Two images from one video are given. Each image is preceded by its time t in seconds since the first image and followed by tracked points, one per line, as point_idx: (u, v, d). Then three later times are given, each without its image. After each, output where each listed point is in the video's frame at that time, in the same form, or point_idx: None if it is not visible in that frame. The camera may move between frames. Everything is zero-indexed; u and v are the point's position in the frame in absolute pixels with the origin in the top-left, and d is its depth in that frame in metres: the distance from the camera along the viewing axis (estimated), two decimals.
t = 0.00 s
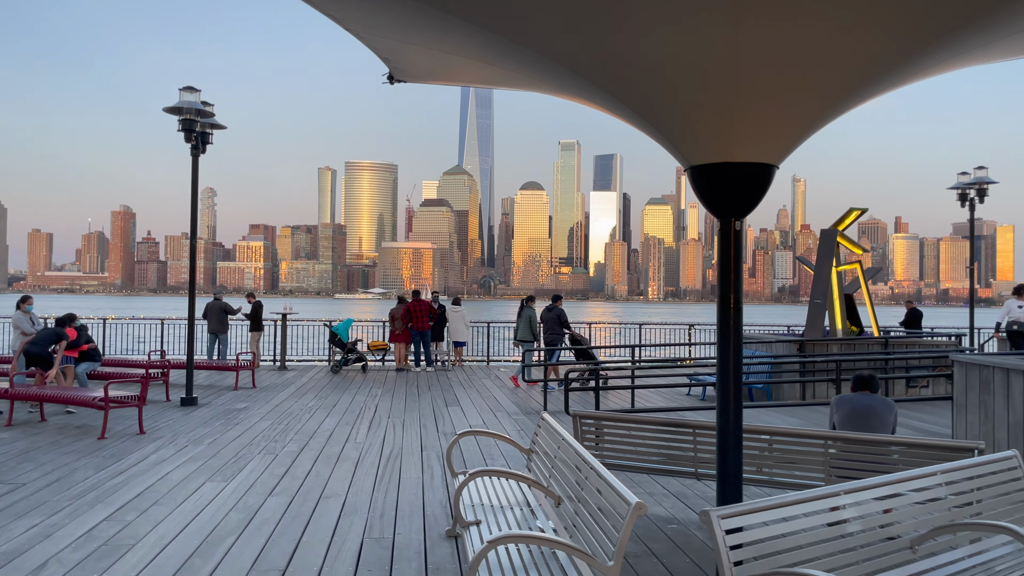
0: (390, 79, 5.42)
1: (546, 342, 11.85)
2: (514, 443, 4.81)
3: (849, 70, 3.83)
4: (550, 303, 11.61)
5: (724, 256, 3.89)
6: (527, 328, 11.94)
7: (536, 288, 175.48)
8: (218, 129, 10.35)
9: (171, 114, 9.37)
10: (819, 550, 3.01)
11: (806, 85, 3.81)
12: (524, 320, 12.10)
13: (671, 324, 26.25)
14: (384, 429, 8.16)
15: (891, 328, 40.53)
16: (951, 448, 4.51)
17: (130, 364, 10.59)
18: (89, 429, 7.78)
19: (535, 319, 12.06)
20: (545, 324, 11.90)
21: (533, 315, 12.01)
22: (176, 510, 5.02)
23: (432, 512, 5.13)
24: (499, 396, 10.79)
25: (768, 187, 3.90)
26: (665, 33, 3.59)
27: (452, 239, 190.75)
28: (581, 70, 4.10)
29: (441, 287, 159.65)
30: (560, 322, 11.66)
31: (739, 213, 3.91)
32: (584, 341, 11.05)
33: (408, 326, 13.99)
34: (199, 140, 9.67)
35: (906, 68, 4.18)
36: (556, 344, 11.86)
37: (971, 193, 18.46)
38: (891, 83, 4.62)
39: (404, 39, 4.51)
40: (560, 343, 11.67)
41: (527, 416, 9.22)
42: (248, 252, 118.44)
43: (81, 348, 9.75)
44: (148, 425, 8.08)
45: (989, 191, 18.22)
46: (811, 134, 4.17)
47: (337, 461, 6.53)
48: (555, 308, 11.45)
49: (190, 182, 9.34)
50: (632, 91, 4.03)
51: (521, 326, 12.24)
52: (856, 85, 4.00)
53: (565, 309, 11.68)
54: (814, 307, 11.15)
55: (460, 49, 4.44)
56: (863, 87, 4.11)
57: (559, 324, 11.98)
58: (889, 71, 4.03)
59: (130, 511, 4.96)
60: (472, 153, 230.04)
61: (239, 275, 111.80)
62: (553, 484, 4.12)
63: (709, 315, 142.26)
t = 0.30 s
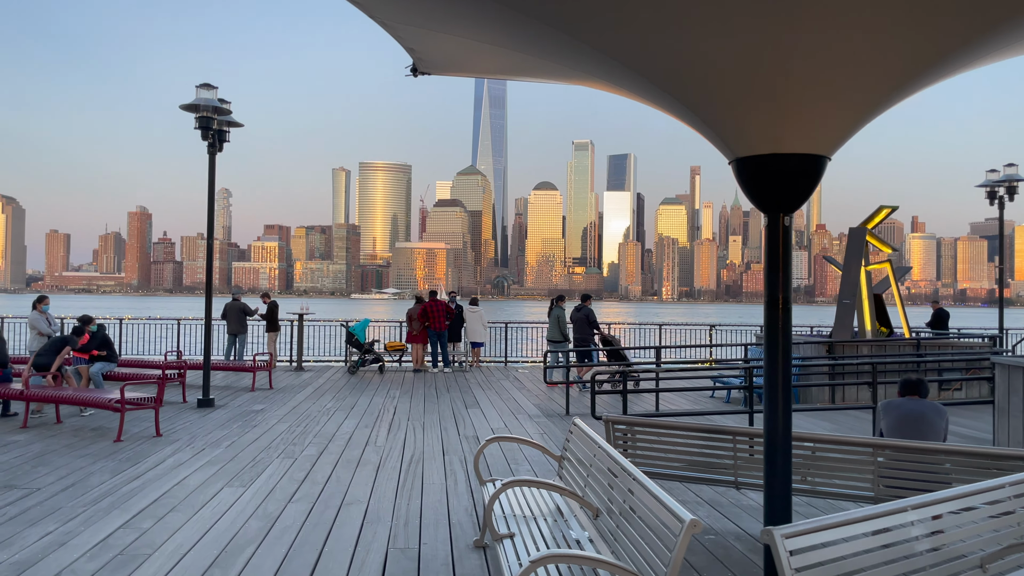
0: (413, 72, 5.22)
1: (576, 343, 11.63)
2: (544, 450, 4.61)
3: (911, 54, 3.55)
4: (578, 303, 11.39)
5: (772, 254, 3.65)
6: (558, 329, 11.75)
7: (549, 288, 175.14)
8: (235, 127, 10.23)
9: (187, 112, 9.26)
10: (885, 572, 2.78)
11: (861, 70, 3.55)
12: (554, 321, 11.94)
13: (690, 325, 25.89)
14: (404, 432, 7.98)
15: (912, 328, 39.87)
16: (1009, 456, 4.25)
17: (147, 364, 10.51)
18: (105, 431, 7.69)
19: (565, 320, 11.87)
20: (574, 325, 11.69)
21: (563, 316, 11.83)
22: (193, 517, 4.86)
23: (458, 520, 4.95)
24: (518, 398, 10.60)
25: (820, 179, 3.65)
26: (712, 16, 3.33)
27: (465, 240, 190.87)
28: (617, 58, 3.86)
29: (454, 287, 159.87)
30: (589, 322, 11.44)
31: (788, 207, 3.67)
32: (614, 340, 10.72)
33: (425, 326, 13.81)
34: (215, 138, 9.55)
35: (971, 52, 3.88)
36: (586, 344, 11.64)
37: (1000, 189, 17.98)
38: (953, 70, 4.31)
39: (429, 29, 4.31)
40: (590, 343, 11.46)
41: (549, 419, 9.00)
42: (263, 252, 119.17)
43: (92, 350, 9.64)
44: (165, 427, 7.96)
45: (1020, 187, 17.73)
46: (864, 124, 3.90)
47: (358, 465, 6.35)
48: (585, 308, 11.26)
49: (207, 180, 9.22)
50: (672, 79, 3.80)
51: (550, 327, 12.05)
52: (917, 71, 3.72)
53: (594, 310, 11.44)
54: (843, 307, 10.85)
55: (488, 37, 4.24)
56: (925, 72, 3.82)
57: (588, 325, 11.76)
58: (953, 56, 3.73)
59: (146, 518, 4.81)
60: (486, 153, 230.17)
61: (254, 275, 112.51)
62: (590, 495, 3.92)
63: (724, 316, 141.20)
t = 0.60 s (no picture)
0: (434, 65, 5.01)
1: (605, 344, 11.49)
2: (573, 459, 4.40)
3: (981, 41, 3.26)
4: (606, 305, 11.23)
5: (821, 255, 3.41)
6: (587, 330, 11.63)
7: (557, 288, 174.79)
8: (248, 125, 10.09)
9: (200, 110, 9.13)
10: None
11: (922, 60, 3.28)
12: (585, 322, 11.80)
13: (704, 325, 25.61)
14: (420, 437, 7.77)
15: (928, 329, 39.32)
16: None
17: (159, 366, 10.38)
18: (117, 435, 7.55)
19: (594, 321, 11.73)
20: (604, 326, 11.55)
21: (594, 317, 11.72)
22: (208, 527, 4.68)
23: (483, 532, 4.75)
24: (535, 402, 10.40)
25: (875, 175, 3.40)
26: None
27: (474, 240, 190.82)
28: (656, 46, 3.62)
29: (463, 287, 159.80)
30: (617, 324, 11.29)
31: (839, 205, 3.42)
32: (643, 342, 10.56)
33: (439, 328, 13.64)
34: (229, 137, 9.42)
35: None
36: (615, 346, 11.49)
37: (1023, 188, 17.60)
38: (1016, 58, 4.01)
39: (454, 19, 4.10)
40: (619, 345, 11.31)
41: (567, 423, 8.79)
42: (273, 252, 119.51)
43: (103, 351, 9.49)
44: (178, 431, 7.82)
45: None
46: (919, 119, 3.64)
47: (375, 472, 6.16)
48: (613, 310, 11.10)
49: (219, 179, 9.08)
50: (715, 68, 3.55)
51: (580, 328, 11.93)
52: (984, 59, 3.43)
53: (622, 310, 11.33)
54: (868, 308, 10.57)
55: (517, 26, 4.02)
56: (991, 60, 3.53)
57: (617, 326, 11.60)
58: None
59: (159, 528, 4.63)
60: (495, 153, 230.06)
61: (264, 275, 112.91)
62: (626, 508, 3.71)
63: (734, 316, 140.33)
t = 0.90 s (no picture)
0: (457, 54, 4.80)
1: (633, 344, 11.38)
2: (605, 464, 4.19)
3: None
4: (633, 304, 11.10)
5: (879, 253, 3.17)
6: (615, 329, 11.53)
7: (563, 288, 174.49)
8: (259, 122, 9.93)
9: (210, 106, 8.96)
10: None
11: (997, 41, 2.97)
12: (614, 322, 11.59)
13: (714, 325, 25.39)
14: (437, 439, 7.56)
15: (941, 329, 38.95)
16: None
17: (168, 367, 10.22)
18: (127, 437, 7.37)
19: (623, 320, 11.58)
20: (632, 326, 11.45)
21: (622, 316, 11.52)
22: (222, 535, 4.48)
23: (509, 540, 4.54)
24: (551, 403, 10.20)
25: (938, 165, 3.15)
26: None
27: (479, 240, 190.71)
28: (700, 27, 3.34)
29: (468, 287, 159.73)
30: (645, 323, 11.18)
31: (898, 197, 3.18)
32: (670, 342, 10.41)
33: (450, 328, 13.46)
34: (239, 133, 9.26)
35: None
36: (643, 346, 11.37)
37: None
38: None
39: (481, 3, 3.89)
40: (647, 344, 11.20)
41: (586, 425, 8.57)
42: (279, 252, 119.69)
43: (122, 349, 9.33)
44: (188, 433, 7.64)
45: None
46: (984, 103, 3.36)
47: (392, 477, 5.95)
48: (641, 309, 10.98)
49: (230, 175, 8.90)
50: (765, 53, 3.27)
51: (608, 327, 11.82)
52: None
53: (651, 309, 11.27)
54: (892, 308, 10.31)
55: (548, 10, 3.81)
56: None
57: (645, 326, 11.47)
58: None
59: (172, 536, 4.44)
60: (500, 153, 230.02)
61: (270, 275, 113.11)
62: (667, 518, 3.49)
63: (740, 316, 139.84)
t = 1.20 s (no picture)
0: (476, 47, 4.62)
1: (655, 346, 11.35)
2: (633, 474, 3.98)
3: None
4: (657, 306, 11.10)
5: (933, 253, 2.99)
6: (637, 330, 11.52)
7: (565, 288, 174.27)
8: (265, 120, 9.77)
9: (217, 103, 8.79)
10: None
11: None
12: (636, 323, 11.39)
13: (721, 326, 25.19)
14: (449, 444, 7.37)
15: (947, 330, 38.70)
16: None
17: (173, 369, 10.06)
18: (132, 442, 7.21)
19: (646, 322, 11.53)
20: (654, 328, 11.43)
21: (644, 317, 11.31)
22: (232, 547, 4.30)
23: (531, 553, 4.34)
24: (563, 406, 10.01)
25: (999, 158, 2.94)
26: None
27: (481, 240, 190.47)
28: (741, 12, 3.15)
29: (470, 287, 159.67)
30: (668, 324, 11.16)
31: (955, 193, 2.99)
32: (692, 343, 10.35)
33: (458, 329, 13.30)
34: (246, 132, 9.10)
35: None
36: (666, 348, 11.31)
37: None
38: None
39: None
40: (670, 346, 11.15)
41: (599, 429, 8.37)
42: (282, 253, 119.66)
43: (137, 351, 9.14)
44: (195, 437, 7.46)
45: None
46: None
47: (405, 484, 5.78)
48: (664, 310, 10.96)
49: (236, 174, 8.72)
50: (816, 42, 3.08)
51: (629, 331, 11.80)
52: None
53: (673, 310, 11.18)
54: (910, 310, 10.10)
55: None
56: None
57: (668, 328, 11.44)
58: None
59: (181, 548, 4.26)
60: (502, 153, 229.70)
61: (273, 275, 113.01)
62: (709, 531, 3.29)
63: (743, 316, 139.40)
